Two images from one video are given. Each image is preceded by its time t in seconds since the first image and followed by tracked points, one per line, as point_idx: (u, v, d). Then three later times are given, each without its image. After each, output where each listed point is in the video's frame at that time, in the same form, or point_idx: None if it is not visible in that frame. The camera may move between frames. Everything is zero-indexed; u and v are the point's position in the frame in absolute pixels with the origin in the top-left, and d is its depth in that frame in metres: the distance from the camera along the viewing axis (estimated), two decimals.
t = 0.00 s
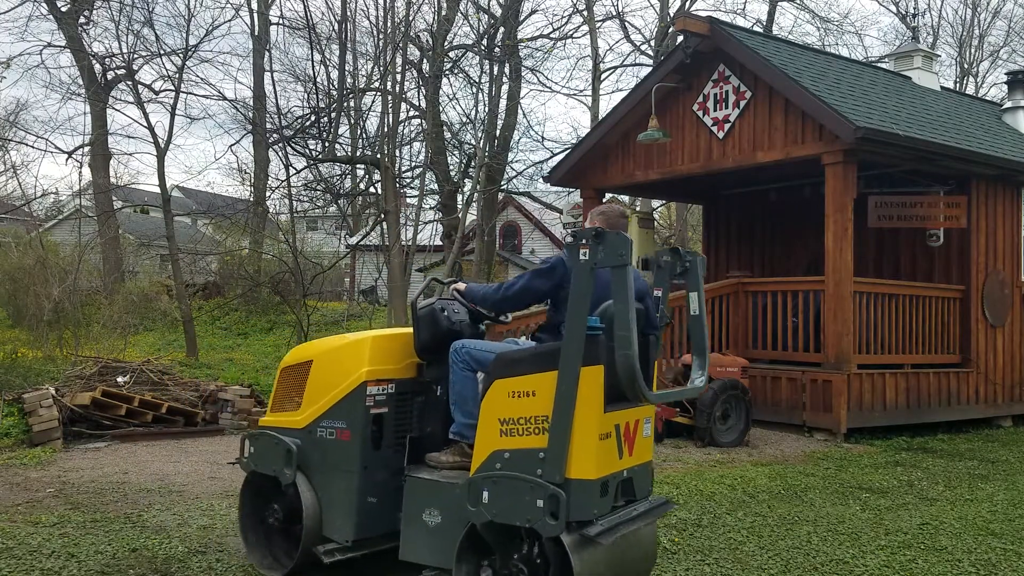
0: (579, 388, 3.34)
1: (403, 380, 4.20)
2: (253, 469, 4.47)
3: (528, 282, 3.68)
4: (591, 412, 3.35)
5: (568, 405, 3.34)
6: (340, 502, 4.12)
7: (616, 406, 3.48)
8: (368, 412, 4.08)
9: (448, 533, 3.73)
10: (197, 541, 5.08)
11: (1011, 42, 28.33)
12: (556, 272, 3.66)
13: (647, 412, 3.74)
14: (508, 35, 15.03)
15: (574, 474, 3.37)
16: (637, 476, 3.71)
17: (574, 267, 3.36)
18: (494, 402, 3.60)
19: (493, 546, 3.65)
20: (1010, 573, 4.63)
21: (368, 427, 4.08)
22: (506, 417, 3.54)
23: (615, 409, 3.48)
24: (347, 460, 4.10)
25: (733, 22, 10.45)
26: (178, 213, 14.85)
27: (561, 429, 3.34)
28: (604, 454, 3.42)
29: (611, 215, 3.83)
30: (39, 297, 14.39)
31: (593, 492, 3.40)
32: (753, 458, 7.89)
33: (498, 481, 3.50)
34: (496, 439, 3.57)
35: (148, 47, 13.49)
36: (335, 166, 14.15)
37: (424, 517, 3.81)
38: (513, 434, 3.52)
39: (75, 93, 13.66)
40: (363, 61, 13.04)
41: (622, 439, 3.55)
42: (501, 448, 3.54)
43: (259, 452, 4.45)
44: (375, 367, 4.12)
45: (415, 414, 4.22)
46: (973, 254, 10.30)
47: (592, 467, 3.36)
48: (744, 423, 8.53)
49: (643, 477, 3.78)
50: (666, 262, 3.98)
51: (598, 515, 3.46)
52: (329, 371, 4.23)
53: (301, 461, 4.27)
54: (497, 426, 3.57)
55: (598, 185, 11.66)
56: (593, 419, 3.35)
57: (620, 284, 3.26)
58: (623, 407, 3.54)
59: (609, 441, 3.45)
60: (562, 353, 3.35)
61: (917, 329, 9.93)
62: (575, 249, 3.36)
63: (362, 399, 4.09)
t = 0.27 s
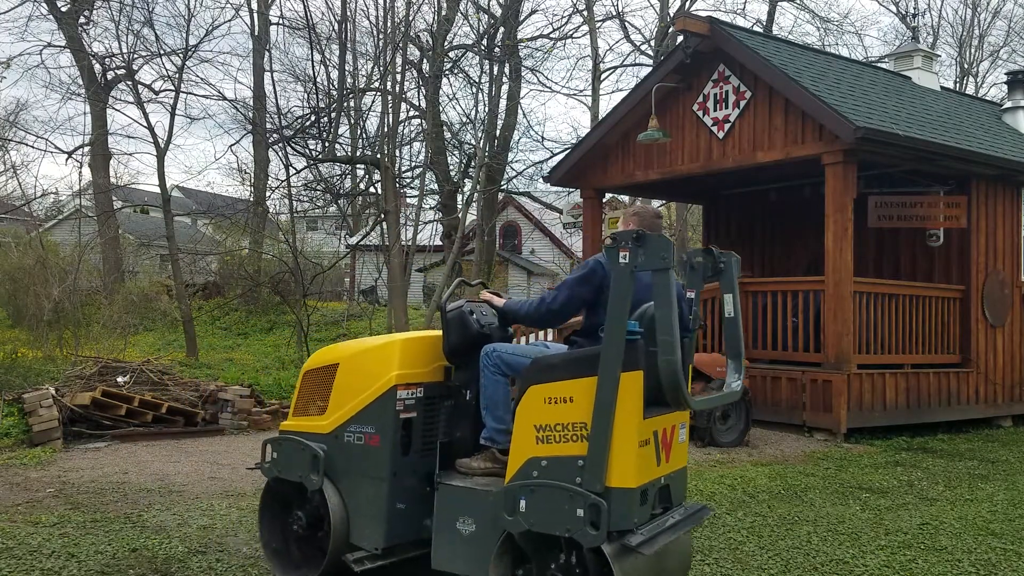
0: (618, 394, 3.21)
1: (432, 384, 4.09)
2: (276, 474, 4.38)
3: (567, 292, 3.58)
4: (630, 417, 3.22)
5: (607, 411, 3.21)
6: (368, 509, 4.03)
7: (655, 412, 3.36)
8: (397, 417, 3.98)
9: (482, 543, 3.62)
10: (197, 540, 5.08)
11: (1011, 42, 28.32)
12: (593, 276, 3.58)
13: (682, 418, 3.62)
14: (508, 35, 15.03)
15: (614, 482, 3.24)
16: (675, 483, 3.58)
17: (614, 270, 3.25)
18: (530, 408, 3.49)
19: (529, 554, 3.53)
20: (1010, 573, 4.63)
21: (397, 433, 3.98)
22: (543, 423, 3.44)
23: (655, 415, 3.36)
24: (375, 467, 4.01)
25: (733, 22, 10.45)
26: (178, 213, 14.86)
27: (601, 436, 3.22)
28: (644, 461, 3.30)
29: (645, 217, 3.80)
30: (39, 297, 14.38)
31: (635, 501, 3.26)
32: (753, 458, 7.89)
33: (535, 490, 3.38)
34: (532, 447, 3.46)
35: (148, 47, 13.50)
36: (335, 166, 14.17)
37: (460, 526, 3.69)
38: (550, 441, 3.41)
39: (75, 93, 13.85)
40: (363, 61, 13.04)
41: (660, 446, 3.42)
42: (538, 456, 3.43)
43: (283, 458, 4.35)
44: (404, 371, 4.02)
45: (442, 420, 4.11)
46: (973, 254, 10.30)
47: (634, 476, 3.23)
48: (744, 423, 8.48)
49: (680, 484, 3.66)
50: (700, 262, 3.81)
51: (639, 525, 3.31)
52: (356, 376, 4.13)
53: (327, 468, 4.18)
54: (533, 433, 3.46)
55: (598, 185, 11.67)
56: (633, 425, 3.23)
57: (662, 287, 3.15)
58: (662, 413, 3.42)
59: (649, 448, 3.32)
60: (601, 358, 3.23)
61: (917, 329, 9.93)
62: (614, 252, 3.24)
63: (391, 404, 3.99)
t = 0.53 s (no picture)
0: (646, 399, 3.16)
1: (452, 386, 4.04)
2: (291, 477, 4.32)
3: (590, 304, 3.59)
4: (659, 422, 3.18)
5: (635, 418, 3.15)
6: (387, 513, 3.97)
7: (682, 418, 3.31)
8: (417, 419, 3.92)
9: (506, 550, 3.53)
10: (196, 540, 5.08)
11: (1011, 42, 28.32)
12: (619, 280, 3.56)
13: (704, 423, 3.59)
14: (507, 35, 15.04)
15: (643, 489, 3.19)
16: (698, 489, 3.56)
17: (643, 274, 3.17)
18: (554, 413, 3.43)
19: (556, 561, 3.48)
20: (1009, 573, 4.63)
21: (416, 435, 3.92)
22: (568, 428, 3.38)
23: (681, 421, 3.31)
24: (394, 469, 3.95)
25: (733, 22, 10.44)
26: (178, 213, 14.86)
27: (628, 442, 3.16)
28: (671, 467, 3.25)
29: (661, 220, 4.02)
30: (39, 297, 14.37)
31: (663, 508, 3.21)
32: (753, 458, 7.89)
33: (562, 496, 3.31)
34: (556, 452, 3.40)
35: (147, 48, 13.52)
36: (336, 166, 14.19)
37: (481, 530, 3.61)
38: (575, 447, 3.35)
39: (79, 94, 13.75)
40: (362, 61, 13.05)
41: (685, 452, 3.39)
42: (563, 461, 3.37)
43: (299, 461, 4.29)
44: (425, 372, 3.96)
45: (460, 423, 4.04)
46: (973, 254, 10.29)
47: (662, 482, 3.19)
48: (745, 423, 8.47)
49: (701, 489, 3.64)
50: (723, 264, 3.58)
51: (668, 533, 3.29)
52: (375, 377, 4.08)
53: (346, 471, 4.11)
54: (558, 438, 3.40)
55: (598, 185, 11.67)
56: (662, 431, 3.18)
57: (694, 291, 3.06)
58: (688, 418, 3.37)
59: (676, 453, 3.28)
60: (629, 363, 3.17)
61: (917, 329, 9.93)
62: (643, 255, 3.16)
63: (410, 406, 3.92)
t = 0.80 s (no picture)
0: (649, 400, 3.15)
1: (455, 387, 4.03)
2: (293, 476, 4.32)
3: (589, 291, 3.59)
4: (663, 423, 3.17)
5: (638, 419, 3.15)
6: (391, 514, 3.96)
7: (685, 419, 3.30)
8: (421, 419, 3.92)
9: (509, 551, 3.52)
10: (196, 540, 5.08)
11: (1011, 42, 28.30)
12: (617, 277, 3.58)
13: (708, 424, 3.58)
14: (507, 35, 15.04)
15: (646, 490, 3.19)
16: (702, 490, 3.55)
17: (646, 274, 3.17)
18: (558, 413, 3.43)
19: (560, 562, 3.48)
20: (1009, 574, 4.63)
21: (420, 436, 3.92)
22: (572, 429, 3.37)
23: (684, 422, 3.30)
24: (398, 470, 3.95)
25: (733, 22, 10.44)
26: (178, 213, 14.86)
27: (632, 443, 3.15)
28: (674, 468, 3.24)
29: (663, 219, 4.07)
30: (39, 297, 14.37)
31: (667, 509, 3.21)
32: (753, 458, 7.89)
33: (565, 497, 3.31)
34: (559, 452, 3.40)
35: (147, 47, 13.52)
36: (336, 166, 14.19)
37: (484, 531, 3.60)
38: (579, 448, 3.34)
39: (76, 93, 13.81)
40: (362, 61, 13.05)
41: (689, 453, 3.37)
42: (567, 462, 3.37)
43: (301, 461, 4.29)
44: (428, 373, 3.95)
45: (465, 423, 4.04)
46: (973, 254, 10.29)
47: (666, 483, 3.18)
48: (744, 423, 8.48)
49: (705, 490, 3.63)
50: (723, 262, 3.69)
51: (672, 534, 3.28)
52: (378, 377, 4.08)
53: (349, 471, 4.12)
54: (562, 439, 3.40)
55: (598, 185, 11.67)
56: (665, 431, 3.17)
57: (696, 291, 3.06)
58: (691, 419, 3.36)
59: (680, 454, 3.26)
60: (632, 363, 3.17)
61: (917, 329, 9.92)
62: (646, 254, 3.17)
63: (413, 407, 3.92)
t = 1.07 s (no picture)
0: (638, 398, 3.15)
1: (451, 386, 4.03)
2: (291, 476, 4.32)
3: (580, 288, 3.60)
4: (652, 422, 3.16)
5: (626, 417, 3.15)
6: (388, 513, 3.96)
7: (676, 417, 3.29)
8: (416, 419, 3.91)
9: (503, 549, 3.54)
10: (196, 540, 5.08)
11: (1011, 42, 28.31)
12: (608, 273, 3.62)
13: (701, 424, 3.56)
14: (507, 35, 15.05)
15: (636, 488, 3.18)
16: (695, 490, 3.54)
17: (634, 273, 3.18)
18: (548, 412, 3.44)
19: (551, 561, 3.46)
20: (1009, 573, 4.63)
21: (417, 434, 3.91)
22: (562, 427, 3.38)
23: (675, 421, 3.29)
24: (395, 469, 3.94)
25: (733, 22, 10.44)
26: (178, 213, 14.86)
27: (621, 442, 3.15)
28: (664, 467, 3.23)
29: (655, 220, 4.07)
30: (39, 297, 14.37)
31: (657, 507, 3.20)
32: (753, 458, 7.89)
33: (555, 495, 3.31)
34: (549, 451, 3.40)
35: (147, 47, 13.52)
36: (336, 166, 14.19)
37: (478, 530, 3.62)
38: (569, 446, 3.34)
39: (76, 93, 13.82)
40: (362, 61, 13.05)
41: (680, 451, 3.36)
42: (557, 460, 3.37)
43: (298, 461, 4.29)
44: (424, 372, 3.95)
45: (460, 422, 4.04)
46: (973, 254, 10.29)
47: (655, 481, 3.18)
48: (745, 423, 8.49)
49: (698, 490, 3.62)
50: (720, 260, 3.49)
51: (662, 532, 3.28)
52: (374, 376, 4.07)
53: (346, 471, 4.11)
54: (552, 437, 3.40)
55: (598, 185, 11.67)
56: (655, 430, 3.17)
57: (684, 290, 3.05)
58: (682, 418, 3.35)
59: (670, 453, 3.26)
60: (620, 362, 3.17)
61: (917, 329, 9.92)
62: (634, 253, 3.17)
63: (410, 406, 3.91)
